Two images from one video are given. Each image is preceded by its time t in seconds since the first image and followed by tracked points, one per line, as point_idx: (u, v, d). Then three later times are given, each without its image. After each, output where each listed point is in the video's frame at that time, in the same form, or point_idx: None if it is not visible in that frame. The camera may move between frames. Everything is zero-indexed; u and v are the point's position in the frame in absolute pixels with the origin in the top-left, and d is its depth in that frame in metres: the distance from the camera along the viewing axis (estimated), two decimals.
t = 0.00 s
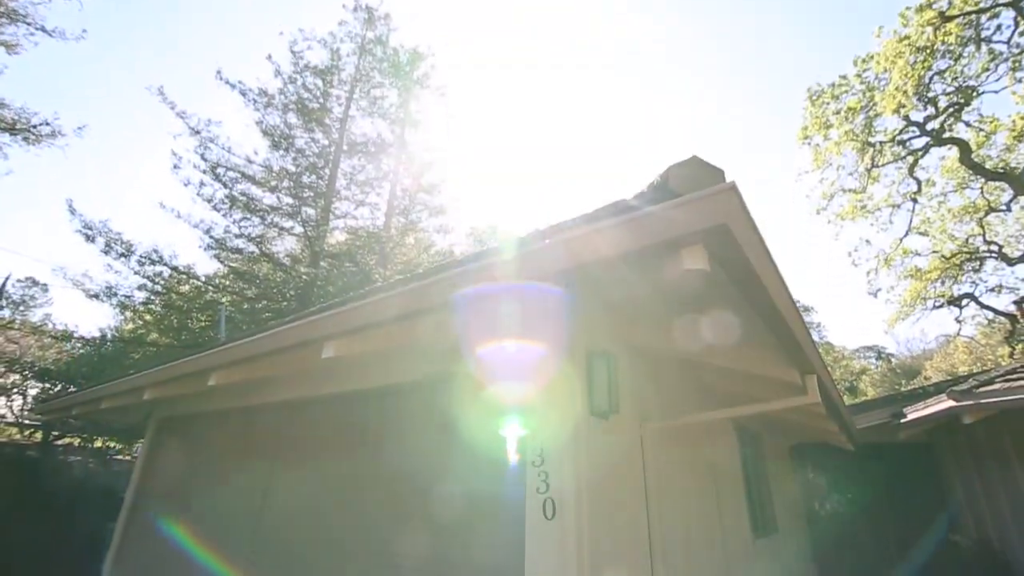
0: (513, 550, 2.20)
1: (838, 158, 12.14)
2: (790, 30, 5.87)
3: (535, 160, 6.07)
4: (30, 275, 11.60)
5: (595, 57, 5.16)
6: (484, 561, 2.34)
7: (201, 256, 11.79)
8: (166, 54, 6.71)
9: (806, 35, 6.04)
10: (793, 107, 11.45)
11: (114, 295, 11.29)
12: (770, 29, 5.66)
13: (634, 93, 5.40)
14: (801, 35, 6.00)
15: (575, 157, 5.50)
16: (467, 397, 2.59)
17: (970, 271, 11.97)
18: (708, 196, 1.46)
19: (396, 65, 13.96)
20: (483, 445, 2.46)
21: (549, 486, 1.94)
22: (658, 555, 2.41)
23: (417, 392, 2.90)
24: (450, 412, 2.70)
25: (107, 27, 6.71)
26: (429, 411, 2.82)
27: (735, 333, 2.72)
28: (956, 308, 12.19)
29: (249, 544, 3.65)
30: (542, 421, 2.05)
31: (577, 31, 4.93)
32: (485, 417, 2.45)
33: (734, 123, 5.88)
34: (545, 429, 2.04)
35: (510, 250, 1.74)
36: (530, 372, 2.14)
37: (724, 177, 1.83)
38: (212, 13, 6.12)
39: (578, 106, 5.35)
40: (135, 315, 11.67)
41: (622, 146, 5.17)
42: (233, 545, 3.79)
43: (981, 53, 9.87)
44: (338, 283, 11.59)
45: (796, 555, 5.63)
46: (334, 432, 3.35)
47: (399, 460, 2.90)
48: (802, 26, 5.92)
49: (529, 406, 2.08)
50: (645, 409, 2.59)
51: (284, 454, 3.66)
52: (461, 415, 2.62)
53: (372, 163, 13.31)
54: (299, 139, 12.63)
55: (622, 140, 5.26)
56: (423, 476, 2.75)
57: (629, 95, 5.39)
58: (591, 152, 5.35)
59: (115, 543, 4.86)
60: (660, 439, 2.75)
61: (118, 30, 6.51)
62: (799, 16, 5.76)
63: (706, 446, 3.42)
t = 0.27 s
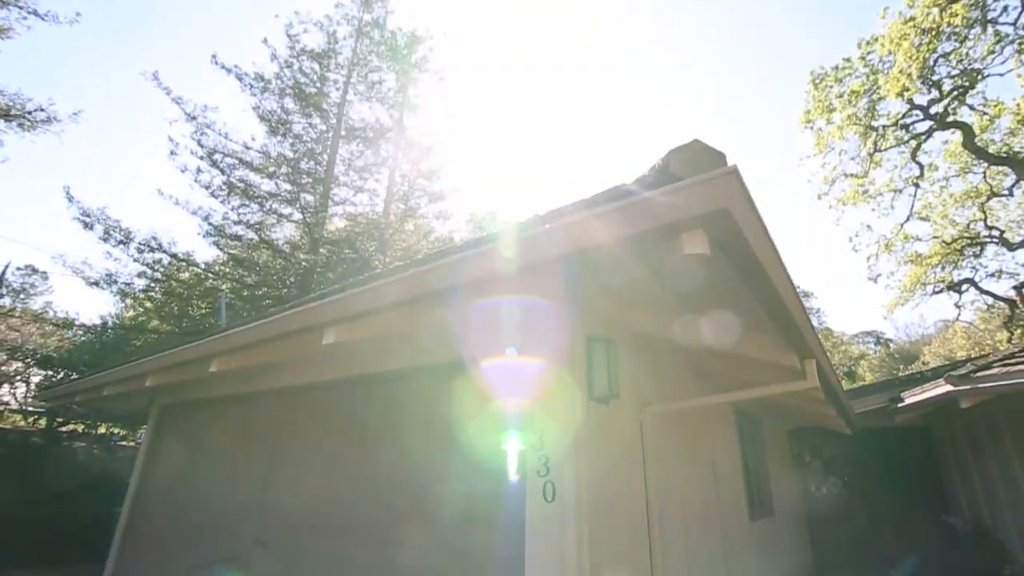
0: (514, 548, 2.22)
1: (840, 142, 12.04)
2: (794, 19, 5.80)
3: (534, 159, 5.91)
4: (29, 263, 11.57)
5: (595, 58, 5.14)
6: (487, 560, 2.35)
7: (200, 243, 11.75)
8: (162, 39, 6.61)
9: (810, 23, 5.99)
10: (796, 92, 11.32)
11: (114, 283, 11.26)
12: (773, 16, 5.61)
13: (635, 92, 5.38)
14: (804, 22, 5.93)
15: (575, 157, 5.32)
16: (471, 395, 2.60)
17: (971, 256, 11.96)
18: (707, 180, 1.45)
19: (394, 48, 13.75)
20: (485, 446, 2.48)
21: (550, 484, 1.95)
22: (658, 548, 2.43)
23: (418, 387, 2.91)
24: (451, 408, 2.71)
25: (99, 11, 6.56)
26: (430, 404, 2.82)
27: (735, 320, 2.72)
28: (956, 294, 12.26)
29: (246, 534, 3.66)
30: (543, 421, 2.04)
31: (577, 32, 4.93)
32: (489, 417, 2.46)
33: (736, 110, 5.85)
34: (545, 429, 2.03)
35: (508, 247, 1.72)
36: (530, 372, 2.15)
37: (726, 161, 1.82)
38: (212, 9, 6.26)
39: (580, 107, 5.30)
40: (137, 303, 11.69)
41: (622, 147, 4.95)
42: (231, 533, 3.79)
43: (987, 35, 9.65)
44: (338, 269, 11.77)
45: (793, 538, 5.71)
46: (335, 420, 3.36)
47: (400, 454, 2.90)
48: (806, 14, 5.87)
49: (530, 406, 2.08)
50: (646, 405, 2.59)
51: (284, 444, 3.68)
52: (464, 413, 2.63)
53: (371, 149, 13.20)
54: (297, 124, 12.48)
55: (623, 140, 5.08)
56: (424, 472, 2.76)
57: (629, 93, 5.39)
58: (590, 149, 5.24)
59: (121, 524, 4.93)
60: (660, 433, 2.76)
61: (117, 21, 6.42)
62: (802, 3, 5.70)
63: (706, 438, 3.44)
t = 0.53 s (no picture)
0: (516, 547, 2.24)
1: (842, 126, 11.92)
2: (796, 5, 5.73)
3: (535, 151, 5.85)
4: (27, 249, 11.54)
5: (595, 58, 5.10)
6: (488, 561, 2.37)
7: (198, 230, 11.72)
8: (156, 21, 6.51)
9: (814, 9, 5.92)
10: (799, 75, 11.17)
11: (113, 270, 11.26)
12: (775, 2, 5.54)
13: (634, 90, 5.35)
14: (808, 7, 5.85)
15: (573, 154, 5.17)
16: (473, 396, 2.61)
17: (971, 240, 11.92)
18: (708, 163, 1.45)
19: (392, 30, 13.51)
20: (486, 447, 2.49)
21: (549, 484, 1.95)
22: (657, 544, 2.45)
23: (418, 379, 2.92)
24: (451, 406, 2.72)
25: None
26: (430, 395, 2.84)
27: (732, 306, 2.74)
28: (956, 278, 12.24)
29: (249, 520, 3.70)
30: (543, 422, 2.03)
31: (577, 32, 4.89)
32: (491, 418, 2.48)
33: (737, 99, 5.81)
34: (545, 429, 2.02)
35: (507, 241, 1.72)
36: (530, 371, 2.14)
37: (728, 144, 1.80)
38: None
39: (580, 108, 5.18)
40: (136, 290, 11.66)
41: (621, 147, 4.44)
42: (235, 518, 3.84)
43: (993, 16, 9.63)
44: (338, 256, 11.76)
45: (790, 520, 5.80)
46: (337, 407, 3.39)
47: (401, 449, 2.92)
48: None
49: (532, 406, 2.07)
50: (647, 397, 2.60)
51: (285, 432, 3.71)
52: (466, 414, 2.64)
53: (368, 133, 13.07)
54: (294, 109, 12.37)
55: (618, 133, 4.75)
56: (424, 469, 2.78)
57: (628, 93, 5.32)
58: (590, 151, 4.88)
59: (127, 509, 5.00)
60: (659, 428, 2.78)
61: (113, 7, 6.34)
62: None
63: (705, 429, 3.48)
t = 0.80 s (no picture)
0: (516, 554, 2.25)
1: (846, 108, 11.77)
2: None
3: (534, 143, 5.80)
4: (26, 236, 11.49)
5: (595, 58, 5.07)
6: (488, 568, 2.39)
7: (197, 215, 11.67)
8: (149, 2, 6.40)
9: None
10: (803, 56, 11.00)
11: (112, 256, 11.19)
12: None
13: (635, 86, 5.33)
14: None
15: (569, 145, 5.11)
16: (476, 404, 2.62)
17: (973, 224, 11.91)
18: (711, 144, 1.42)
19: (389, 11, 13.28)
20: (487, 457, 2.49)
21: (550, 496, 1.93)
22: (657, 545, 2.47)
23: (419, 376, 2.94)
24: (451, 412, 2.73)
25: None
26: (429, 386, 2.87)
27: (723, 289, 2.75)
28: (956, 262, 12.26)
29: (253, 502, 3.75)
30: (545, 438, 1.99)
31: (577, 32, 4.90)
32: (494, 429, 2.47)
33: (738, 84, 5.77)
34: (548, 444, 1.98)
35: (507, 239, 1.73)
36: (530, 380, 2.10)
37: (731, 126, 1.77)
38: None
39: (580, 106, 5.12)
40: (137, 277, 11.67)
41: (615, 132, 4.35)
42: (238, 499, 3.89)
43: None
44: (338, 241, 11.70)
45: (786, 501, 5.87)
46: (336, 392, 3.42)
47: (402, 451, 2.93)
48: None
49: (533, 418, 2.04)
50: (648, 381, 2.62)
51: (286, 418, 3.74)
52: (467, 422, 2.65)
53: (367, 117, 12.92)
54: (291, 92, 12.23)
55: (612, 117, 4.66)
56: (424, 470, 2.79)
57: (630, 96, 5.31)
58: (589, 137, 4.69)
59: (133, 491, 5.07)
60: (659, 425, 2.79)
61: None
62: None
63: (705, 420, 3.51)
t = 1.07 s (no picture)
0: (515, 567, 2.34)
1: (850, 88, 11.60)
2: None
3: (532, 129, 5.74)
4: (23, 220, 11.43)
5: (595, 58, 5.03)
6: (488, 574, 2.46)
7: (195, 200, 11.58)
8: None
9: None
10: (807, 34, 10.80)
11: (111, 241, 11.11)
12: None
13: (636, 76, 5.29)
14: None
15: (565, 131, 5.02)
16: (481, 415, 2.68)
17: (975, 206, 11.90)
18: (714, 123, 1.39)
19: None
20: (491, 470, 2.58)
21: (551, 516, 1.93)
22: (657, 540, 2.50)
23: (421, 374, 2.95)
24: (450, 415, 2.76)
25: None
26: (430, 379, 2.90)
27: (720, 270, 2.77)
28: (956, 245, 12.28)
29: (258, 483, 3.79)
30: (546, 457, 1.96)
31: (577, 32, 4.92)
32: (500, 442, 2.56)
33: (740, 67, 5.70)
34: (549, 464, 1.96)
35: (507, 235, 1.88)
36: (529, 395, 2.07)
37: (735, 105, 1.74)
38: None
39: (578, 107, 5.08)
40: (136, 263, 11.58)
41: (610, 117, 4.28)
42: (243, 481, 3.94)
43: None
44: (336, 226, 11.75)
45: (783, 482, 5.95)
46: (338, 377, 3.44)
47: (403, 451, 2.94)
48: None
49: (532, 436, 2.01)
50: (646, 363, 2.63)
51: (288, 402, 3.76)
52: (468, 429, 2.70)
53: (364, 99, 12.74)
54: (287, 74, 12.06)
55: (608, 103, 4.58)
56: (425, 470, 2.81)
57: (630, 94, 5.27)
58: (586, 123, 4.61)
59: (139, 475, 5.13)
60: (660, 417, 2.80)
61: None
62: None
63: (705, 414, 3.53)
